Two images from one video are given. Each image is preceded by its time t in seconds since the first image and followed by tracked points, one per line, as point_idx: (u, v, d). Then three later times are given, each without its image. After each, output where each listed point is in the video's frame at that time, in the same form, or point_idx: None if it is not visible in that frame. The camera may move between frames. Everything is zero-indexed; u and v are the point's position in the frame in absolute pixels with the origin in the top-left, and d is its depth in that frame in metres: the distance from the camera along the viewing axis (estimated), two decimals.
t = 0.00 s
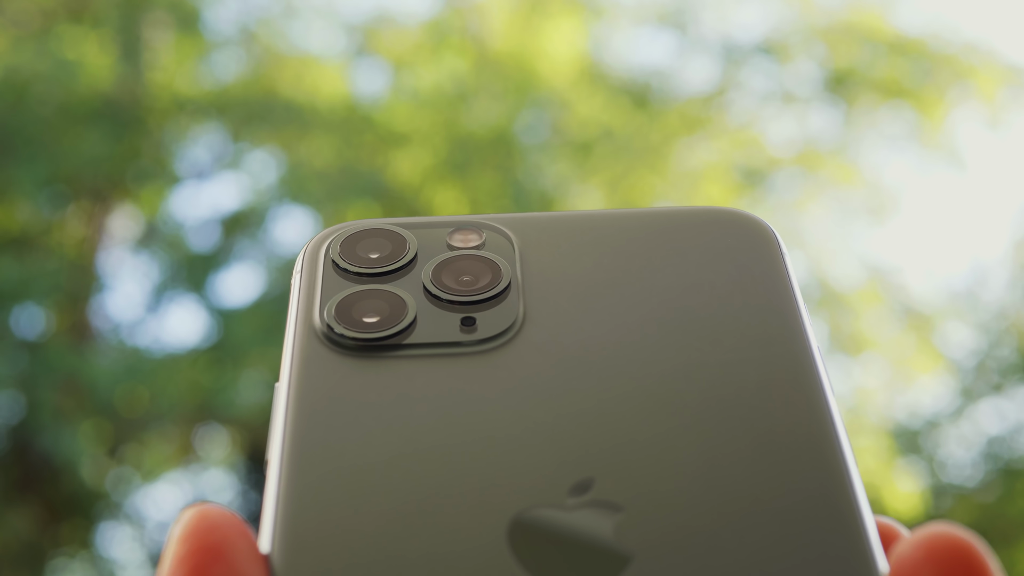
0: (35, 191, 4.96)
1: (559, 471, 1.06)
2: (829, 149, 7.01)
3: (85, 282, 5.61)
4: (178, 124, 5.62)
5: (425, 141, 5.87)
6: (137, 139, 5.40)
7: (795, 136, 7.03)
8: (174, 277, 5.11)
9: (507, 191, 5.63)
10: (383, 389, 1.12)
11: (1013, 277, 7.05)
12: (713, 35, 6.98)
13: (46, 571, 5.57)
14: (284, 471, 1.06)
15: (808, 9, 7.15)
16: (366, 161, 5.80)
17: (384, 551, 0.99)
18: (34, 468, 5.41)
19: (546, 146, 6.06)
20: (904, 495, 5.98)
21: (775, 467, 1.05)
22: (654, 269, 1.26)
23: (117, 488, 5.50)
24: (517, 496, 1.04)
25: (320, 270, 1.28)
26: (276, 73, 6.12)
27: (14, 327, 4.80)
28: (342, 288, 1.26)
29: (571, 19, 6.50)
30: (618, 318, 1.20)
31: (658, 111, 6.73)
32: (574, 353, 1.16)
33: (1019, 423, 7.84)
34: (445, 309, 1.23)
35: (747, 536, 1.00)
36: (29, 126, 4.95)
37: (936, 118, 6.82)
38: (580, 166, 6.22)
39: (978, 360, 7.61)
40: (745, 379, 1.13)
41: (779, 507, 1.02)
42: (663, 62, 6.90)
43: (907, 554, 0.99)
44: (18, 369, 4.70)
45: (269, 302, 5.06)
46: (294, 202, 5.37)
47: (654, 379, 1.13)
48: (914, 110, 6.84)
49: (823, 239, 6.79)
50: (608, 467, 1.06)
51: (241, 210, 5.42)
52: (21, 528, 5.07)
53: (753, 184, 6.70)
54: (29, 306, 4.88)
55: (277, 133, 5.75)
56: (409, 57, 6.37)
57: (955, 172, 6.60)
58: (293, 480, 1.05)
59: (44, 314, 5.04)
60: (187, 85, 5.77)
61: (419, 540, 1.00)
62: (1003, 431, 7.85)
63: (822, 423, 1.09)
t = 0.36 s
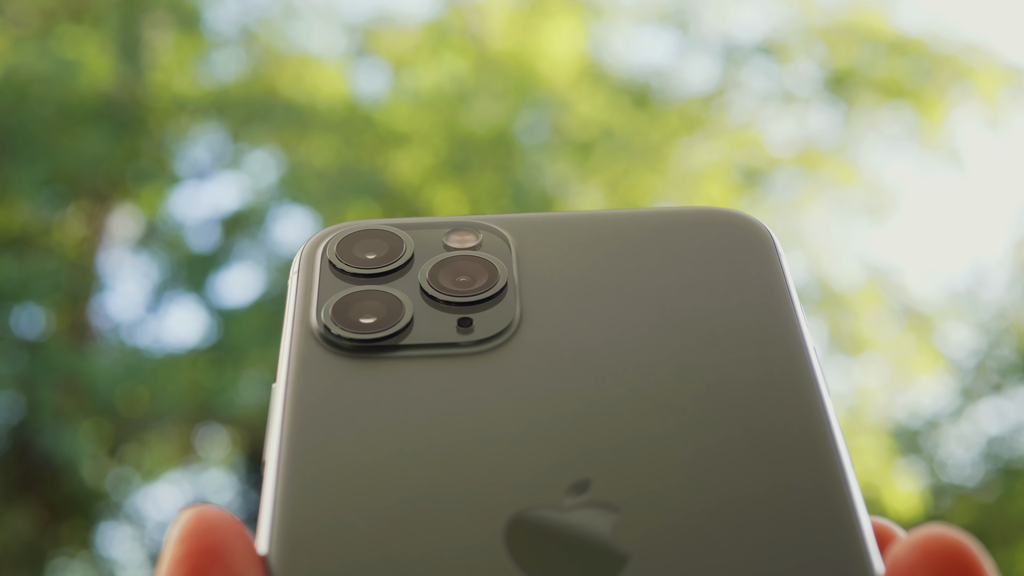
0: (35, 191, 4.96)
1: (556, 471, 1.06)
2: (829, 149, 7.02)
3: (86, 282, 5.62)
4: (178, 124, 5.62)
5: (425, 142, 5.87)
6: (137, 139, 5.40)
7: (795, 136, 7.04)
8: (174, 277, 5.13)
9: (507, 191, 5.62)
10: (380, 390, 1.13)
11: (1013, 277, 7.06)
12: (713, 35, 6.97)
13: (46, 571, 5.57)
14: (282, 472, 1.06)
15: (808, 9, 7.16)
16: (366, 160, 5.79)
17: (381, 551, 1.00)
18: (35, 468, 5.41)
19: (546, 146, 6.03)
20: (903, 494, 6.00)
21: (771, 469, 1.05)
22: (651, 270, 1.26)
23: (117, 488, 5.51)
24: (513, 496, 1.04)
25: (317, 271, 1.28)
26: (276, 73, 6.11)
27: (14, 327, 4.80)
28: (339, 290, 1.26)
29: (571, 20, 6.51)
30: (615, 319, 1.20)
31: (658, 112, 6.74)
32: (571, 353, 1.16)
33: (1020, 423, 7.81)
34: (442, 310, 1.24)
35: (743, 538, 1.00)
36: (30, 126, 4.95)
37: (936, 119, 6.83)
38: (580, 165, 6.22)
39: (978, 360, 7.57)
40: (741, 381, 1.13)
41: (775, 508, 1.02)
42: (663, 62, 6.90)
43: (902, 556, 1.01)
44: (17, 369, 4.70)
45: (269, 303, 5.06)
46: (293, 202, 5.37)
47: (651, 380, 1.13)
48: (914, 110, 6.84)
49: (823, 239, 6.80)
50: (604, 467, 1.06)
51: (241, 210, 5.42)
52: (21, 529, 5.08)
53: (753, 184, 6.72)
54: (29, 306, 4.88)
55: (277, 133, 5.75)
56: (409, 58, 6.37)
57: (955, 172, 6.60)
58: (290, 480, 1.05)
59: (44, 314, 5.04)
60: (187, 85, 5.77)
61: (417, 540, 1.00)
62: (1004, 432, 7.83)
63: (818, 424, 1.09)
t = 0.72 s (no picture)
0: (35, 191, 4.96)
1: (560, 478, 1.06)
2: (830, 149, 7.01)
3: (86, 282, 5.62)
4: (178, 124, 5.62)
5: (425, 142, 5.92)
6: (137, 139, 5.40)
7: (795, 136, 7.03)
8: (175, 277, 5.13)
9: (507, 191, 5.61)
10: (385, 396, 1.13)
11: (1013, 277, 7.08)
12: (713, 36, 6.96)
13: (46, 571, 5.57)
14: (286, 477, 1.06)
15: (808, 9, 7.17)
16: (367, 160, 5.80)
17: (386, 558, 1.00)
18: (35, 468, 5.41)
19: (546, 146, 5.99)
20: (903, 495, 6.03)
21: (775, 476, 1.05)
22: (656, 277, 1.26)
23: (118, 488, 5.52)
24: (517, 503, 1.04)
25: (323, 275, 1.28)
26: (276, 73, 6.10)
27: (14, 327, 4.80)
28: (345, 295, 1.26)
29: (572, 21, 6.53)
30: (620, 325, 1.21)
31: (658, 112, 6.74)
32: (576, 361, 1.16)
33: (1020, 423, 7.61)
34: (448, 316, 1.23)
35: (746, 545, 1.00)
36: (29, 126, 4.95)
37: (936, 119, 6.86)
38: (581, 165, 6.21)
39: (978, 360, 7.48)
40: (745, 389, 1.13)
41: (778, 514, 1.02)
42: (663, 62, 6.90)
43: (906, 565, 1.20)
44: (17, 369, 4.71)
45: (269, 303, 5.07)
46: (294, 202, 5.37)
47: (656, 387, 1.13)
48: (915, 110, 6.86)
49: (823, 239, 6.80)
50: (607, 473, 1.06)
51: (241, 210, 5.42)
52: (21, 528, 5.08)
53: (753, 184, 6.72)
54: (29, 306, 4.89)
55: (277, 133, 5.75)
56: (409, 58, 6.37)
57: (955, 172, 6.60)
58: (295, 485, 1.05)
59: (44, 314, 5.04)
60: (188, 85, 5.78)
61: (421, 546, 1.00)
62: (1003, 431, 7.60)
63: (821, 433, 1.09)
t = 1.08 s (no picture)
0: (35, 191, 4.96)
1: (555, 480, 1.06)
2: (829, 150, 7.00)
3: (86, 282, 5.63)
4: (178, 124, 5.63)
5: (425, 142, 5.92)
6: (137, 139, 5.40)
7: (796, 136, 7.03)
8: (175, 277, 5.12)
9: (507, 191, 5.62)
10: (381, 398, 1.13)
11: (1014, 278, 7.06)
12: (713, 36, 6.97)
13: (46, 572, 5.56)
14: (283, 479, 1.06)
15: (808, 9, 7.18)
16: (367, 160, 5.80)
17: (381, 559, 1.00)
18: (35, 468, 5.42)
19: (546, 146, 6.04)
20: (903, 494, 6.05)
21: (769, 479, 1.05)
22: (651, 281, 1.26)
23: (118, 488, 5.52)
24: (514, 505, 1.04)
25: (319, 276, 1.28)
26: (276, 73, 6.08)
27: (14, 327, 4.81)
28: (341, 297, 1.26)
29: (572, 21, 6.52)
30: (615, 327, 1.21)
31: (659, 112, 6.74)
32: (571, 363, 1.16)
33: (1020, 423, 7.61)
34: (444, 318, 1.24)
35: (741, 547, 1.00)
36: (29, 126, 4.95)
37: (936, 119, 6.85)
38: (581, 165, 6.22)
39: (979, 360, 7.45)
40: (739, 395, 1.13)
41: (773, 517, 1.02)
42: (663, 62, 6.91)
43: (900, 568, 1.18)
44: (17, 369, 4.71)
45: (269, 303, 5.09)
46: (294, 202, 5.37)
47: (652, 390, 1.14)
48: (914, 111, 6.85)
49: (823, 239, 6.80)
50: (602, 476, 1.06)
51: (241, 210, 5.43)
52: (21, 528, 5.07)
53: (753, 184, 6.72)
54: (29, 307, 4.90)
55: (277, 133, 5.75)
56: (409, 58, 6.36)
57: (955, 172, 6.61)
58: (292, 486, 1.05)
59: (44, 314, 5.05)
60: (187, 85, 5.78)
61: (417, 548, 1.00)
62: (1004, 431, 7.62)
63: (816, 437, 1.09)
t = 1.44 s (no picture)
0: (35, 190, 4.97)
1: (553, 468, 1.06)
2: (829, 149, 7.00)
3: (86, 282, 5.65)
4: (178, 124, 5.63)
5: (425, 142, 5.86)
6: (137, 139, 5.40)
7: (796, 136, 7.03)
8: (175, 277, 5.11)
9: (508, 191, 5.62)
10: (377, 381, 1.11)
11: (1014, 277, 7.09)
12: (713, 35, 6.96)
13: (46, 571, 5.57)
14: (277, 460, 1.03)
15: (808, 9, 7.17)
16: (367, 160, 5.76)
17: (376, 543, 0.98)
18: (35, 468, 5.42)
19: (546, 146, 6.05)
20: (903, 494, 6.05)
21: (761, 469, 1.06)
22: (647, 271, 1.26)
23: (118, 488, 5.53)
24: (511, 493, 1.03)
25: (313, 256, 1.25)
26: (276, 73, 6.09)
27: (14, 327, 4.81)
28: (335, 277, 1.23)
29: (572, 21, 6.51)
30: (612, 317, 1.20)
31: (659, 111, 6.73)
32: (566, 352, 1.16)
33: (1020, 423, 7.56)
34: (439, 303, 1.22)
35: (732, 535, 1.01)
36: (28, 126, 4.95)
37: (936, 119, 6.86)
38: (581, 165, 6.24)
39: (977, 359, 7.28)
40: (733, 386, 1.13)
41: (767, 506, 1.03)
42: (663, 62, 6.91)
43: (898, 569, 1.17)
44: (17, 369, 4.71)
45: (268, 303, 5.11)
46: (294, 202, 5.39)
47: (648, 382, 1.13)
48: (914, 111, 6.85)
49: (824, 239, 6.80)
50: (598, 467, 1.06)
51: (241, 210, 5.44)
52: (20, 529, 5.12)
53: (753, 184, 6.75)
54: (29, 307, 4.89)
55: (277, 133, 5.75)
56: (409, 57, 6.35)
57: (955, 172, 6.61)
58: (286, 468, 1.03)
59: (44, 314, 5.05)
60: (187, 85, 5.79)
61: (412, 535, 0.99)
62: (1003, 431, 7.54)
63: (810, 429, 1.10)
